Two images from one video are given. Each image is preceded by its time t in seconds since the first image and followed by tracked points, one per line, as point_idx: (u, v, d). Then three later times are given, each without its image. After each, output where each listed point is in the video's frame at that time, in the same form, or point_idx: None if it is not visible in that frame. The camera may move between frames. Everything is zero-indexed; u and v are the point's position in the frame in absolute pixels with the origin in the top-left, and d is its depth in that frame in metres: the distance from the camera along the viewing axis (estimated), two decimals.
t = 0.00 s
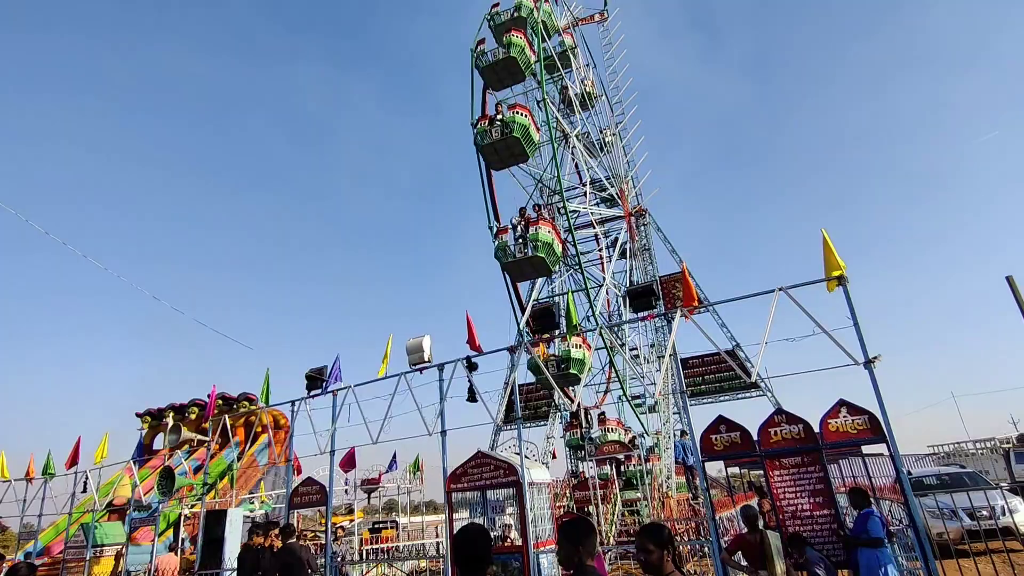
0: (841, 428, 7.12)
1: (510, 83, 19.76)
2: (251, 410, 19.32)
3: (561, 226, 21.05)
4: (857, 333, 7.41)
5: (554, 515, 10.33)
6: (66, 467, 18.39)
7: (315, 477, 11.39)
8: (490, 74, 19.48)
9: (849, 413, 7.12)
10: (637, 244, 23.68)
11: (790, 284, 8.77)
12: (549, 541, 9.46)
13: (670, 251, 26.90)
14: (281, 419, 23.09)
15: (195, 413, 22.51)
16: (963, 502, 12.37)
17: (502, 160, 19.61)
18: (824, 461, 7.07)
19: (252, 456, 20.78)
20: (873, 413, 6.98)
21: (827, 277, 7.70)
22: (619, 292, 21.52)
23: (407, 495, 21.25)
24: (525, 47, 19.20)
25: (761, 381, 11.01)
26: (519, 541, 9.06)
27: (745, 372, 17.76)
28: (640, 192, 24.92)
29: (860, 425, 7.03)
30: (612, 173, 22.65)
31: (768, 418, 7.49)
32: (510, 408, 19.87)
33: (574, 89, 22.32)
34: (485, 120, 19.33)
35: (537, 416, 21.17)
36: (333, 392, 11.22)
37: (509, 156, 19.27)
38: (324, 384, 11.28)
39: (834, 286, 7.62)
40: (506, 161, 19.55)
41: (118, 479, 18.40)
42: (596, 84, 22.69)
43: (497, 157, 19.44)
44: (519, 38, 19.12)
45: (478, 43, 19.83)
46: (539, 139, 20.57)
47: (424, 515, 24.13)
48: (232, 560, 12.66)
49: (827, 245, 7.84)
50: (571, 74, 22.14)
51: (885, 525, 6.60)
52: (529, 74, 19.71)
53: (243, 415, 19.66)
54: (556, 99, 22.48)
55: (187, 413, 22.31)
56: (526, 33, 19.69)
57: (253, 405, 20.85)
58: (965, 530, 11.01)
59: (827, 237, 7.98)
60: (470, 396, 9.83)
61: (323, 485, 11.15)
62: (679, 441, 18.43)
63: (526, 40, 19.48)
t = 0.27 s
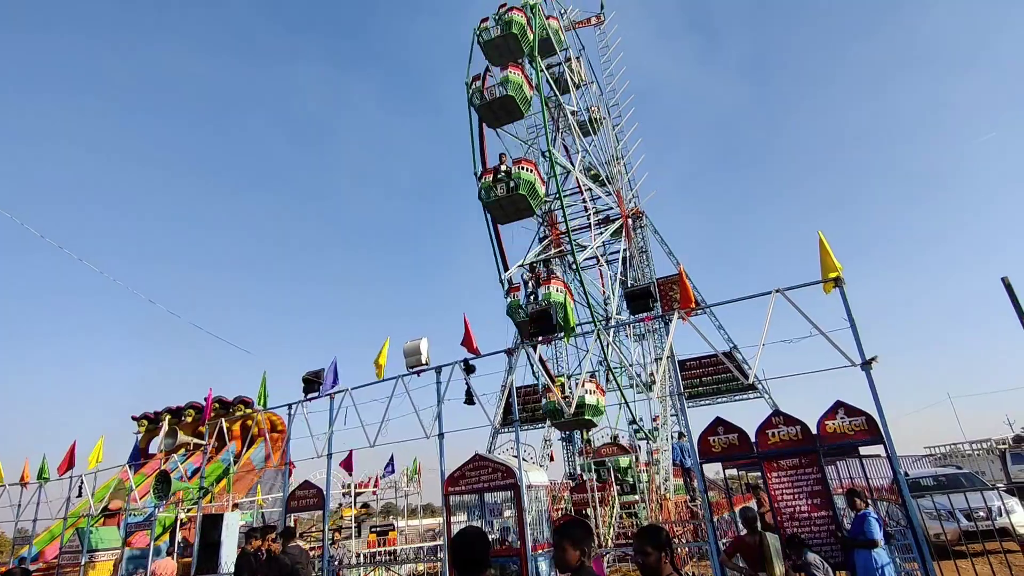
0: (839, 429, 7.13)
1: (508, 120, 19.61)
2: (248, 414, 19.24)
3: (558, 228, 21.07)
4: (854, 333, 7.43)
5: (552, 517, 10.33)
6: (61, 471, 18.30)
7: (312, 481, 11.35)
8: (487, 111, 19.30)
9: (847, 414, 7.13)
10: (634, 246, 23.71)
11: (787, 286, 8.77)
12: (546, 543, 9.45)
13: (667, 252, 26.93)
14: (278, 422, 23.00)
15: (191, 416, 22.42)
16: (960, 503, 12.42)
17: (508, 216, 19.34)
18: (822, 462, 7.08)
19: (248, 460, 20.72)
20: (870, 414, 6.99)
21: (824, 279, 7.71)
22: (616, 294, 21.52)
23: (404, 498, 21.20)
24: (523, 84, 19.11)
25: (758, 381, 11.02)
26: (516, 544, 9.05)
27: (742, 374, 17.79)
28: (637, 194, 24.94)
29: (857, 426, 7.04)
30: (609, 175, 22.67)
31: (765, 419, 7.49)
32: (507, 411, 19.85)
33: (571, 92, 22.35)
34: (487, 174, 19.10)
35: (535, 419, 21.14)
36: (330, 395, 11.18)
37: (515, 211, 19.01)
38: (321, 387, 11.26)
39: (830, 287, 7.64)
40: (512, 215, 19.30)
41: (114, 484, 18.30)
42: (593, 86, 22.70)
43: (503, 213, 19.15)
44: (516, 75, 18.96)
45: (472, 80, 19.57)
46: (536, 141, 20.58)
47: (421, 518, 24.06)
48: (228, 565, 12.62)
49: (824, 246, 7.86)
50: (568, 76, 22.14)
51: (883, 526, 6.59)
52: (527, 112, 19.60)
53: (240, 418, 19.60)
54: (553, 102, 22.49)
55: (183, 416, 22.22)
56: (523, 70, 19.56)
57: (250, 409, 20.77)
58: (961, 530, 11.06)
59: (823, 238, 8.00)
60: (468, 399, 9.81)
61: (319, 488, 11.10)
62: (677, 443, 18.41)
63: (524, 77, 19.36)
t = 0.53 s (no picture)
0: (838, 430, 7.12)
1: (510, 163, 19.50)
2: (246, 415, 19.18)
3: (558, 229, 21.08)
4: (853, 334, 7.43)
5: (552, 519, 10.33)
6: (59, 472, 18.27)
7: (311, 482, 11.33)
8: (489, 155, 19.20)
9: (845, 415, 7.14)
10: (634, 247, 23.75)
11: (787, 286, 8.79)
12: (546, 544, 9.44)
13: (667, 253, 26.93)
14: (277, 423, 22.93)
15: (190, 417, 22.40)
16: (959, 504, 12.44)
17: (520, 273, 19.14)
18: (822, 463, 7.07)
19: (247, 461, 20.69)
20: (869, 415, 7.00)
21: (824, 280, 7.71)
22: (615, 295, 21.52)
23: (403, 500, 21.17)
24: (525, 126, 19.10)
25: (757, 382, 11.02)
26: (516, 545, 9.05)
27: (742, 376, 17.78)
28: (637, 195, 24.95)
29: (856, 427, 7.04)
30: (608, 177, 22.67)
31: (765, 420, 7.49)
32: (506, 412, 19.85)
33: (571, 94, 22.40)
34: (498, 231, 18.96)
35: (534, 420, 21.13)
36: (329, 396, 11.16)
37: (528, 270, 18.86)
38: (321, 388, 11.25)
39: (830, 288, 7.65)
40: (524, 272, 19.13)
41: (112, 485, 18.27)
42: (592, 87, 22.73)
43: (516, 270, 18.93)
44: (519, 119, 18.91)
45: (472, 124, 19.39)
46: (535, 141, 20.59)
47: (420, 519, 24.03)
48: (227, 567, 12.61)
49: (823, 247, 7.86)
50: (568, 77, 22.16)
51: (882, 529, 6.59)
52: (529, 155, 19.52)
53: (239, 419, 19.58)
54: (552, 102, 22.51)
55: (182, 417, 22.20)
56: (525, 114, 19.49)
57: (249, 410, 20.74)
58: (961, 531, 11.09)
59: (823, 239, 8.01)
60: (468, 400, 9.79)
61: (319, 490, 11.09)
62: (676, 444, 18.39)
63: (526, 120, 19.32)
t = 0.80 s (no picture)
0: (840, 430, 7.12)
1: (519, 210, 19.38)
2: (247, 413, 19.21)
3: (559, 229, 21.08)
4: (855, 333, 7.42)
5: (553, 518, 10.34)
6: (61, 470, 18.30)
7: (313, 481, 11.34)
8: (497, 203, 18.98)
9: (847, 415, 7.13)
10: (636, 247, 23.75)
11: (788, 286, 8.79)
12: (547, 544, 9.45)
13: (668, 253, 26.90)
14: (278, 422, 22.95)
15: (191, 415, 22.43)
16: (961, 504, 12.43)
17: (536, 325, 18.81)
18: (823, 463, 7.07)
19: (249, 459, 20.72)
20: (871, 415, 7.00)
21: (826, 280, 7.71)
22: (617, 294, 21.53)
23: (404, 499, 21.19)
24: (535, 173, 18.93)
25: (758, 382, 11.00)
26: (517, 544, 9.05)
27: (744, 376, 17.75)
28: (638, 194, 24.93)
29: (858, 427, 7.04)
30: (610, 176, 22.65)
31: (766, 420, 7.49)
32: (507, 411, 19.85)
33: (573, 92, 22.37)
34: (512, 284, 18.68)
35: (535, 419, 21.12)
36: (330, 394, 11.17)
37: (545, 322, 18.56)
38: (322, 386, 11.25)
39: (832, 287, 7.63)
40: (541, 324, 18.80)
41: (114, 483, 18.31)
42: (593, 85, 22.71)
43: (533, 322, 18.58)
44: (528, 166, 18.75)
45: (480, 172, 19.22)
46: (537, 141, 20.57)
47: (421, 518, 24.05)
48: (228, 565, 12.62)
49: (826, 247, 7.85)
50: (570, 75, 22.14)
51: (884, 528, 6.59)
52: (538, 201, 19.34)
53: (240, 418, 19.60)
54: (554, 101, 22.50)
55: (184, 416, 22.24)
56: (534, 159, 19.34)
57: (250, 408, 20.76)
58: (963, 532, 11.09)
59: (825, 238, 8.00)
60: (469, 399, 9.78)
61: (320, 488, 11.10)
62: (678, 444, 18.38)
63: (535, 166, 19.17)
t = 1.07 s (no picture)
0: (845, 428, 7.09)
1: (535, 260, 18.95)
2: (252, 408, 19.29)
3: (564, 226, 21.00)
4: (861, 331, 7.39)
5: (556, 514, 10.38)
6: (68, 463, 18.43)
7: (317, 475, 11.39)
8: (513, 253, 18.62)
9: (853, 413, 7.10)
10: (641, 244, 23.69)
11: (796, 287, 8.95)
12: (550, 539, 9.47)
13: (673, 250, 26.80)
14: (283, 416, 23.04)
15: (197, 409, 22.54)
16: (966, 504, 12.39)
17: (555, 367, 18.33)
18: (828, 461, 7.05)
19: (253, 453, 20.82)
20: (877, 413, 6.97)
21: (831, 277, 7.68)
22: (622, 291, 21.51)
23: (408, 494, 21.25)
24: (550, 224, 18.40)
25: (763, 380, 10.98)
26: (521, 539, 9.07)
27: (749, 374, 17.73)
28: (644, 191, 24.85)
29: (864, 426, 7.01)
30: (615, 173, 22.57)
31: (771, 418, 7.46)
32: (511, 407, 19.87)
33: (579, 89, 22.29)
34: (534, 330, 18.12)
35: (539, 416, 21.13)
36: (335, 389, 11.21)
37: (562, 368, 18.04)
38: (327, 380, 11.30)
39: (838, 285, 7.60)
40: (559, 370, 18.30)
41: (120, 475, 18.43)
42: (598, 80, 22.64)
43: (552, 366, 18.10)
44: (544, 217, 18.23)
45: (495, 220, 18.97)
46: (543, 138, 20.52)
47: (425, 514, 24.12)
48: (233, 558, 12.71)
49: (832, 245, 7.82)
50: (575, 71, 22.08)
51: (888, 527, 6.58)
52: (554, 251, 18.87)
53: (245, 412, 19.68)
54: (559, 96, 22.45)
55: (189, 409, 22.35)
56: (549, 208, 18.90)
57: (255, 403, 20.85)
58: (967, 531, 11.07)
59: (831, 236, 7.96)
60: (473, 394, 9.79)
61: (324, 482, 11.14)
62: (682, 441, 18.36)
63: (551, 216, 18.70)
